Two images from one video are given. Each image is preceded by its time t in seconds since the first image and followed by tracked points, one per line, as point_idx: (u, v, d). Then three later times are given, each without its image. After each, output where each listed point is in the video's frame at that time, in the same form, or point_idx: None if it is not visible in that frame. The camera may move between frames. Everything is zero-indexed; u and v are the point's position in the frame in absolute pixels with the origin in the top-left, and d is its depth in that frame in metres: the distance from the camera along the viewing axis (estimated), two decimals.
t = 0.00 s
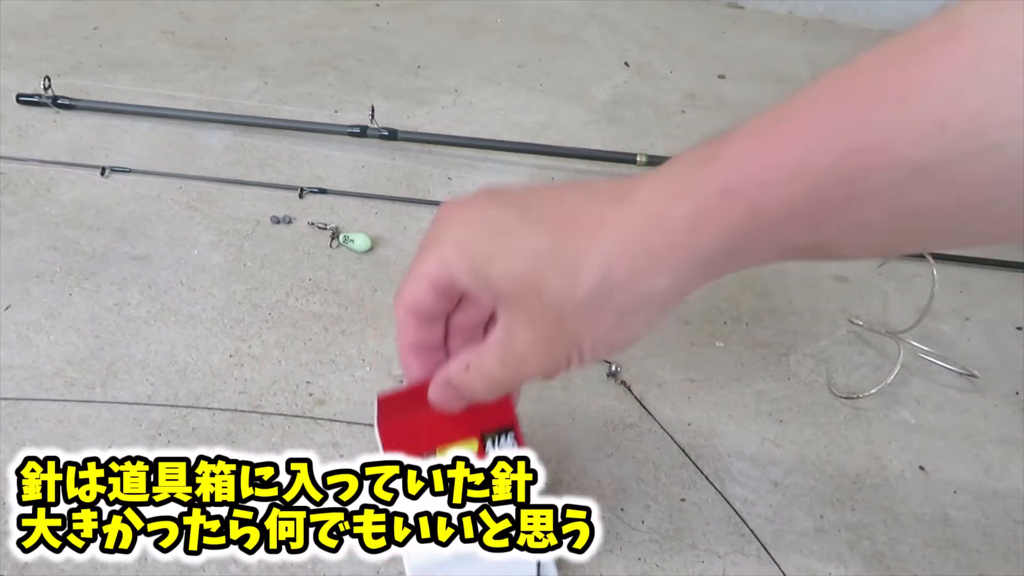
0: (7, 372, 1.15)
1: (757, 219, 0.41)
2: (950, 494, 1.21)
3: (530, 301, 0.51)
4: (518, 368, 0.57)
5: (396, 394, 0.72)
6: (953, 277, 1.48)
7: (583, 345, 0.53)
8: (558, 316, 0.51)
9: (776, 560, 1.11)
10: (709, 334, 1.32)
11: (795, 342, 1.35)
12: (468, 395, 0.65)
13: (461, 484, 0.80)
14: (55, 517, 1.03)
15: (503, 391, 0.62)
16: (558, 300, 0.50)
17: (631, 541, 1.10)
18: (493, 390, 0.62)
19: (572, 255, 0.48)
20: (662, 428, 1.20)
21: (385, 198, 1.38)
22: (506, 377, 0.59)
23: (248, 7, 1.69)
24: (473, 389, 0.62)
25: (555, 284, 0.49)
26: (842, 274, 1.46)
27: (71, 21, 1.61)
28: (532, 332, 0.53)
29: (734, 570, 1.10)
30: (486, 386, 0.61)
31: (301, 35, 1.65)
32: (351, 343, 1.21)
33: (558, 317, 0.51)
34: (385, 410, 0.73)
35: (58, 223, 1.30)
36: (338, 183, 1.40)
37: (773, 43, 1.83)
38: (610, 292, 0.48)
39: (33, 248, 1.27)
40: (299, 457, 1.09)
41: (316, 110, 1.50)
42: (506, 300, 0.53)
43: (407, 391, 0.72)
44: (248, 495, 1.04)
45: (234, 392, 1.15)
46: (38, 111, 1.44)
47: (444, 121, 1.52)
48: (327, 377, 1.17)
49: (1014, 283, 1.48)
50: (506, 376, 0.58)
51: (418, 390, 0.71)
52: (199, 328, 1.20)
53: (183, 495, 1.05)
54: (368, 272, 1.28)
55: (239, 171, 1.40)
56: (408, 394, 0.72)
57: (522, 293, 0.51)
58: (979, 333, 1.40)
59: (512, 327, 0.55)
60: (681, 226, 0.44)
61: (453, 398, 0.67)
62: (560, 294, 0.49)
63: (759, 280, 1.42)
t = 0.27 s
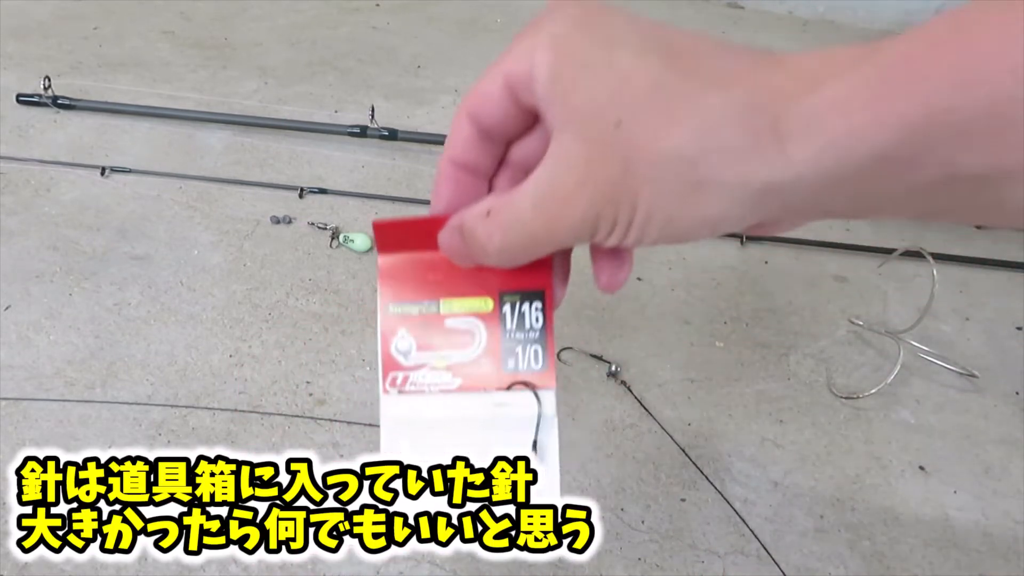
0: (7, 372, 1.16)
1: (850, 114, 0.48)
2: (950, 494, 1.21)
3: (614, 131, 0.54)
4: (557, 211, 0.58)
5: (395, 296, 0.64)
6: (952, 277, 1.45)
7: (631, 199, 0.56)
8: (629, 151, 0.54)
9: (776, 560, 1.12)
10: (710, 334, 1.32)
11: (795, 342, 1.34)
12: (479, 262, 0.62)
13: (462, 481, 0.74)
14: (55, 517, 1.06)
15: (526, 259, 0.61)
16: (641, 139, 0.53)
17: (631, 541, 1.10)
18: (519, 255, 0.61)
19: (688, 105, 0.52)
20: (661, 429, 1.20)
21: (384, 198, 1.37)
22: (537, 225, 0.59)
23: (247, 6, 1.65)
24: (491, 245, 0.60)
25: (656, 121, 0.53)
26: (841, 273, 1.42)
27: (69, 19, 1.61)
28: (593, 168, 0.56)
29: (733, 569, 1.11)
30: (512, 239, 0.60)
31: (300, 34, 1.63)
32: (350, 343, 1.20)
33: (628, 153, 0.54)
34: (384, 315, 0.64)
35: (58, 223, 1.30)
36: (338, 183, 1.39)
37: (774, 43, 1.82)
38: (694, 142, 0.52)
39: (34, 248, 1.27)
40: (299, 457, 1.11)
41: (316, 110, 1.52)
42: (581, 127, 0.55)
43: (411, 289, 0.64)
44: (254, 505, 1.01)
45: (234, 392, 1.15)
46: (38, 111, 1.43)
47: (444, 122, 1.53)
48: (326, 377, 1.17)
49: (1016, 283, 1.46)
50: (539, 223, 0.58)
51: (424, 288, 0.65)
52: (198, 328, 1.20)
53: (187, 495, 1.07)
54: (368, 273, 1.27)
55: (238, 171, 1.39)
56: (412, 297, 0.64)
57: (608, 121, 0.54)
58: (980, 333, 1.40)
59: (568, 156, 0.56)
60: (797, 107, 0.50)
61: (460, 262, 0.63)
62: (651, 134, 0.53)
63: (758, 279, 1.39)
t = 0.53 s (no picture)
0: (7, 372, 1.16)
1: (985, 42, 0.48)
2: (950, 494, 1.21)
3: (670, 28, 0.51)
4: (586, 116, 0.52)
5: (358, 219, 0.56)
6: (954, 276, 1.46)
7: (668, 118, 0.51)
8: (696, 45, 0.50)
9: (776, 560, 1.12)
10: (709, 334, 1.32)
11: (795, 342, 1.34)
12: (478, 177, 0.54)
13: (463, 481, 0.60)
14: (55, 517, 1.05)
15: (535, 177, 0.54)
16: (709, 33, 0.50)
17: (631, 541, 1.10)
18: (531, 169, 0.54)
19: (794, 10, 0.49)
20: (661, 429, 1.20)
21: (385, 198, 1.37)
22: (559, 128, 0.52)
23: (248, 7, 1.65)
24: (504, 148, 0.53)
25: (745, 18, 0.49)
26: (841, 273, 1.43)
27: (69, 18, 1.61)
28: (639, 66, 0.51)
29: (733, 569, 1.10)
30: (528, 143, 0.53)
31: (301, 34, 1.62)
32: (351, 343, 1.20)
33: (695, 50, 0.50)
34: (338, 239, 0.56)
35: (58, 223, 1.30)
36: (338, 183, 1.39)
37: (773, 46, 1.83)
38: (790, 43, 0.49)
39: (34, 248, 1.27)
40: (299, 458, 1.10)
41: (316, 111, 1.52)
42: (617, 36, 0.52)
43: (377, 215, 0.57)
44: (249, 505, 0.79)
45: (234, 392, 1.15)
46: (38, 111, 1.43)
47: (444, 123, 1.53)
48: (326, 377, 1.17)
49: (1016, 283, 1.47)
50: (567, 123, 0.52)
51: (394, 216, 0.57)
52: (198, 328, 1.20)
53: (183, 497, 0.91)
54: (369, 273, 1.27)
55: (238, 171, 1.39)
56: (377, 223, 0.57)
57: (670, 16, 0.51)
58: (979, 333, 1.40)
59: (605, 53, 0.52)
60: (911, 27, 0.49)
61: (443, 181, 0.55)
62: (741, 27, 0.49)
63: (758, 280, 1.40)
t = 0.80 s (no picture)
0: (8, 372, 1.15)
1: None
2: (950, 494, 1.21)
3: None
4: (582, 86, 0.45)
5: (304, 191, 0.53)
6: (954, 276, 1.46)
7: (675, 98, 0.45)
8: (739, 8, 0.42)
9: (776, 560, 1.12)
10: (709, 333, 1.32)
11: (795, 342, 1.34)
12: (452, 148, 0.49)
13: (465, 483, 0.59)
14: (55, 517, 1.02)
15: (518, 153, 0.48)
16: None
17: (631, 541, 1.10)
18: (513, 145, 0.48)
19: None
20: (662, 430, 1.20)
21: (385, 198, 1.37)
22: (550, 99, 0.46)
23: (248, 7, 1.65)
24: (482, 120, 0.47)
25: None
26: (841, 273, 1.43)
27: (68, 18, 1.60)
28: (655, 29, 0.43)
29: (733, 569, 1.10)
30: (510, 117, 0.47)
31: (301, 33, 1.63)
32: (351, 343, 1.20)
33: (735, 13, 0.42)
34: (279, 216, 0.52)
35: (58, 223, 1.30)
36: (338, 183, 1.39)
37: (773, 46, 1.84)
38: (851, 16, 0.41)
39: (34, 248, 1.27)
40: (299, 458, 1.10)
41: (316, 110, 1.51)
42: None
43: (329, 188, 0.53)
44: (244, 498, 0.66)
45: (234, 392, 1.15)
46: (37, 111, 1.43)
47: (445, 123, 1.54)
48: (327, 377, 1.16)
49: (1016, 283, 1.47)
50: (560, 95, 0.45)
51: (347, 190, 0.53)
52: (198, 328, 1.20)
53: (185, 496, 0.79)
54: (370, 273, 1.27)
55: (238, 171, 1.39)
56: (327, 198, 0.53)
57: None
58: (980, 333, 1.40)
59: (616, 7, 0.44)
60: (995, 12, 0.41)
61: (409, 148, 0.51)
62: None
63: (759, 280, 1.40)
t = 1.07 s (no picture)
0: (8, 372, 1.15)
1: None
2: (950, 494, 1.21)
3: (693, 22, 0.41)
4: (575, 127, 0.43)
5: (266, 216, 0.51)
6: (955, 277, 1.50)
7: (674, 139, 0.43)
8: (756, 51, 0.40)
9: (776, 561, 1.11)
10: (709, 334, 1.33)
11: (795, 343, 1.35)
12: (429, 184, 0.47)
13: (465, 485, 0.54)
14: (55, 517, 0.99)
15: (501, 192, 0.47)
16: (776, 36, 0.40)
17: (631, 541, 1.10)
18: (496, 183, 0.46)
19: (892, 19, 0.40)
20: (661, 429, 1.20)
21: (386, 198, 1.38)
22: (536, 138, 0.44)
23: (247, 8, 1.69)
24: (463, 159, 0.45)
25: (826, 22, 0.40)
26: (841, 274, 1.46)
27: (70, 20, 1.61)
28: (656, 70, 0.41)
29: (733, 569, 1.09)
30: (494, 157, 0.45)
31: (302, 34, 1.64)
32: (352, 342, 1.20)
33: (751, 55, 0.40)
34: (241, 245, 0.51)
35: (58, 223, 1.30)
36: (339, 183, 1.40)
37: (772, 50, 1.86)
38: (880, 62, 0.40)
39: (34, 248, 1.27)
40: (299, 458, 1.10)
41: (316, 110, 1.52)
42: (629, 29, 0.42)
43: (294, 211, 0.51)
44: (245, 499, 0.57)
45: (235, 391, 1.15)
46: (38, 111, 1.44)
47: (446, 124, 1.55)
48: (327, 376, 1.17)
49: (1014, 283, 1.50)
50: (549, 136, 0.44)
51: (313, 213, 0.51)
52: (199, 328, 1.21)
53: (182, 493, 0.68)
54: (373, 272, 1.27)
55: (238, 171, 1.40)
56: (292, 223, 0.51)
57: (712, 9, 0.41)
58: (979, 332, 1.43)
59: (612, 44, 0.42)
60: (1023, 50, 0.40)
61: (378, 175, 0.49)
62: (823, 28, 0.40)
63: (759, 280, 1.42)
